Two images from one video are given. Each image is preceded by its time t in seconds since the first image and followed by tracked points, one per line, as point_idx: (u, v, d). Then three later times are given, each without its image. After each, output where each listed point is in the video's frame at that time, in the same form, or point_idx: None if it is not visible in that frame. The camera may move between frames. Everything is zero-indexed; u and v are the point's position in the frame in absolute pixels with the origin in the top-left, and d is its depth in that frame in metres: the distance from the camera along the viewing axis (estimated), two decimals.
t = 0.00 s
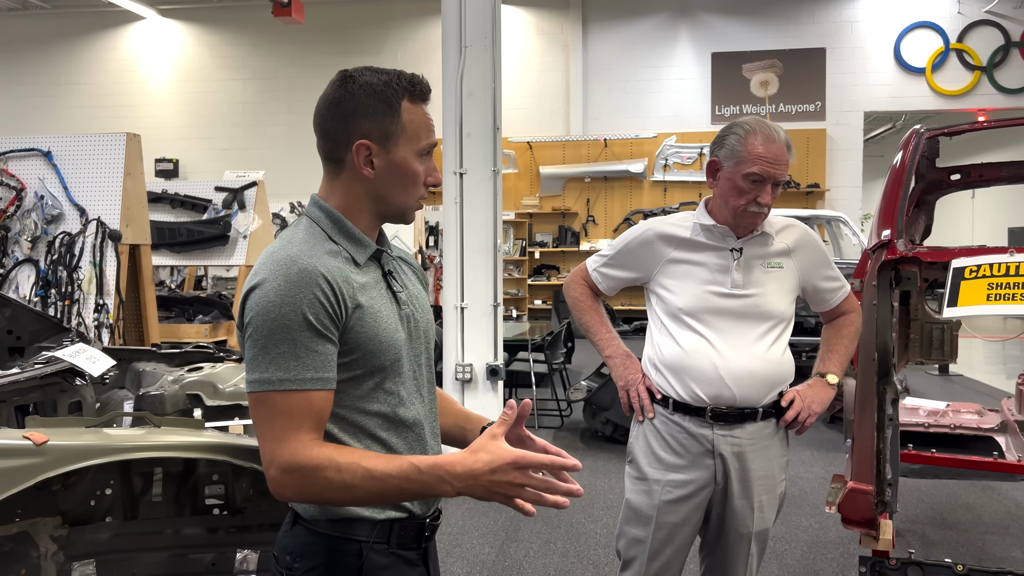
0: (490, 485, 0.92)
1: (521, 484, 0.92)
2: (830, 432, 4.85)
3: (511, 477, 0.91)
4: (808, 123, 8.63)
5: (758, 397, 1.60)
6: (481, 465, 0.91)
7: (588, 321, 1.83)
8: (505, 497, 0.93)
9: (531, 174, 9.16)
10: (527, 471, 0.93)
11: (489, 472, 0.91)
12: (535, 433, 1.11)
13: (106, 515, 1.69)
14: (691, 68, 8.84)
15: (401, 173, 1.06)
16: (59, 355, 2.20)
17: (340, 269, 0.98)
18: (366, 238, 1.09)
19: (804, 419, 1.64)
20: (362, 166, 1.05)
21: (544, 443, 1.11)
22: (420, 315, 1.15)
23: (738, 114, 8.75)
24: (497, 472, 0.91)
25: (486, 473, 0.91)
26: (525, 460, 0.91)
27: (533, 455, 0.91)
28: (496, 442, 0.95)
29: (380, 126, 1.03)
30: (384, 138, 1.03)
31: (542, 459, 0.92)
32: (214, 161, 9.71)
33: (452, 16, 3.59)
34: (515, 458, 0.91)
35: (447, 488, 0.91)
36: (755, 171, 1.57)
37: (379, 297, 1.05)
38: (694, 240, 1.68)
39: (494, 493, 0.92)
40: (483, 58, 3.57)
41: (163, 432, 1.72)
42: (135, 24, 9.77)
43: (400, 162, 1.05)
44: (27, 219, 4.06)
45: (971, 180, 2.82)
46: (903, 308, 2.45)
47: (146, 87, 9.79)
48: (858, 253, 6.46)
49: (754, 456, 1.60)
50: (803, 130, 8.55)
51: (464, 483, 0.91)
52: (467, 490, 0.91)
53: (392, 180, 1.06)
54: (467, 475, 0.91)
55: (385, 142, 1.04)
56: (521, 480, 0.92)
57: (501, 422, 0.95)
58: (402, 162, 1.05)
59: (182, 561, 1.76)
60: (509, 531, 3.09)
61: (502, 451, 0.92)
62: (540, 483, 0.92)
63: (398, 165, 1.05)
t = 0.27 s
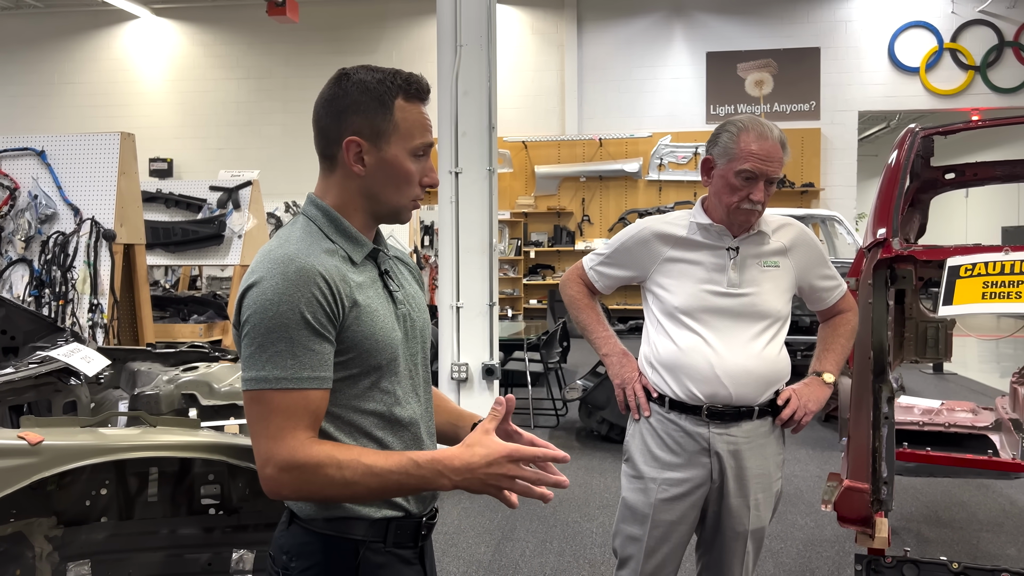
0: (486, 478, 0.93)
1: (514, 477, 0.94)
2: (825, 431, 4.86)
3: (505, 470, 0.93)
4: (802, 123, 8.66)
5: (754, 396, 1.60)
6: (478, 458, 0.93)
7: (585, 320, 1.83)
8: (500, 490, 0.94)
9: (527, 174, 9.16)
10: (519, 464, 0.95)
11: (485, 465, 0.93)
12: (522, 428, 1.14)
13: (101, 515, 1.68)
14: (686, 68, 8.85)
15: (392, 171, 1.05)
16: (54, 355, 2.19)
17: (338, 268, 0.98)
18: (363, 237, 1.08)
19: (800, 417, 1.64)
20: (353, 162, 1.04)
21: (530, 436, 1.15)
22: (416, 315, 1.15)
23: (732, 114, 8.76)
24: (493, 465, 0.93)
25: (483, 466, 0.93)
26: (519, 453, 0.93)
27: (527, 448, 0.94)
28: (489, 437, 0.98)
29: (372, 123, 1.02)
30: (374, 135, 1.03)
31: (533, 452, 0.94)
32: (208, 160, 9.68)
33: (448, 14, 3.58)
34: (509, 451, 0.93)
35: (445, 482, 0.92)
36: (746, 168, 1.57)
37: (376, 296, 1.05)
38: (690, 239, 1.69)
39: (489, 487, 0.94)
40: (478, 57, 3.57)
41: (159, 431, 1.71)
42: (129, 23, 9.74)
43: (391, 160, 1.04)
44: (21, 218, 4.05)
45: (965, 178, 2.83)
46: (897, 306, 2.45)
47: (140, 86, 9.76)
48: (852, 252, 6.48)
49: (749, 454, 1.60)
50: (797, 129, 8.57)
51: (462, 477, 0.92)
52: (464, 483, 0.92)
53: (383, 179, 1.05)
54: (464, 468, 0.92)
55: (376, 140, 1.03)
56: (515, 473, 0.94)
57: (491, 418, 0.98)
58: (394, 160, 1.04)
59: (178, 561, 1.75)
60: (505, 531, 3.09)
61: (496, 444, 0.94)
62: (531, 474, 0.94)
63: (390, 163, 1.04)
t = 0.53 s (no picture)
0: (481, 442, 0.91)
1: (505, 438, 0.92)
2: (821, 430, 4.87)
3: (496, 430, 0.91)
4: (798, 122, 8.67)
5: (752, 394, 1.60)
6: (471, 422, 0.91)
7: (583, 319, 1.83)
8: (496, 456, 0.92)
9: (523, 174, 9.15)
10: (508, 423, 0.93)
11: (478, 428, 0.91)
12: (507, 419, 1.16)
13: (98, 516, 1.67)
14: (682, 67, 8.85)
15: (378, 168, 1.04)
16: (50, 355, 2.18)
17: (339, 266, 0.98)
18: (362, 237, 1.08)
19: (798, 416, 1.64)
20: (337, 158, 1.05)
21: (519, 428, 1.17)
22: (417, 316, 1.15)
23: (728, 113, 8.77)
24: (485, 428, 0.91)
25: (478, 429, 0.91)
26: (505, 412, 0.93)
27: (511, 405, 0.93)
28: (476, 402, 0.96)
29: (353, 118, 1.02)
30: (357, 131, 1.02)
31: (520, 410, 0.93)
32: (204, 159, 9.65)
33: (444, 14, 3.57)
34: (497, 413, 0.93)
35: (442, 451, 0.89)
36: (735, 163, 1.60)
37: (376, 295, 1.05)
38: (687, 238, 1.69)
39: (484, 453, 0.91)
40: (474, 56, 3.57)
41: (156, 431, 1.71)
42: (124, 22, 9.71)
43: (374, 156, 1.03)
44: (16, 218, 4.03)
45: (961, 178, 2.84)
46: (894, 306, 2.46)
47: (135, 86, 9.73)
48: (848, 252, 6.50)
49: (748, 453, 1.60)
50: (793, 129, 8.59)
51: (457, 442, 0.90)
52: (461, 449, 0.90)
53: (369, 176, 1.05)
54: (458, 433, 0.90)
55: (358, 135, 1.02)
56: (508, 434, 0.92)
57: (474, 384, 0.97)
58: (378, 156, 1.03)
59: (176, 561, 1.75)
60: (503, 530, 3.08)
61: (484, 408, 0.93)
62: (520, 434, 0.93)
63: (374, 159, 1.03)
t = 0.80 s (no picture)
0: (479, 422, 0.83)
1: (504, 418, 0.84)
2: (818, 429, 4.88)
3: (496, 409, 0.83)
4: (795, 122, 8.69)
5: (750, 394, 1.61)
6: (468, 403, 0.84)
7: (581, 318, 1.83)
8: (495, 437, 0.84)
9: (520, 173, 9.13)
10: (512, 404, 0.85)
11: (474, 408, 0.83)
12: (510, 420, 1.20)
13: (96, 516, 1.67)
14: (679, 67, 8.86)
15: (384, 172, 1.04)
16: (48, 355, 2.17)
17: (332, 261, 0.98)
18: (360, 235, 1.09)
19: (795, 415, 1.65)
20: (343, 160, 1.04)
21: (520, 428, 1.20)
22: (415, 313, 1.15)
23: (725, 113, 8.78)
24: (483, 406, 0.83)
25: (472, 409, 0.83)
26: (506, 388, 0.85)
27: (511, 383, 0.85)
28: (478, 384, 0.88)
29: (363, 122, 1.02)
30: (366, 135, 1.02)
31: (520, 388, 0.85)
32: (201, 158, 9.64)
33: (442, 13, 3.57)
34: (494, 390, 0.85)
35: (434, 434, 0.84)
36: (718, 151, 1.66)
37: (372, 291, 1.05)
38: (686, 236, 1.69)
39: (481, 435, 0.84)
40: (472, 56, 3.56)
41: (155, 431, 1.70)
42: (121, 21, 9.69)
43: (380, 160, 1.03)
44: (12, 217, 4.01)
45: (958, 177, 2.84)
46: (891, 304, 2.46)
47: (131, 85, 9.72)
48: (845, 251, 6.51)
49: (746, 453, 1.60)
50: (790, 129, 8.60)
51: (450, 425, 0.83)
52: (454, 432, 0.83)
53: (374, 179, 1.04)
54: (452, 414, 0.83)
55: (366, 139, 1.02)
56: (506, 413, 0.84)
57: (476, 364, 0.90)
58: (384, 161, 1.03)
59: (174, 561, 1.74)
60: (501, 530, 3.08)
61: (479, 386, 0.86)
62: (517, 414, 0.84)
63: (380, 163, 1.03)
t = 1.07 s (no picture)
0: (461, 378, 0.84)
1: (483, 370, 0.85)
2: (816, 429, 4.89)
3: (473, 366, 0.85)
4: (792, 122, 8.70)
5: (748, 393, 1.61)
6: (448, 361, 0.85)
7: (580, 317, 1.83)
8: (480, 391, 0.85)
9: (518, 173, 9.16)
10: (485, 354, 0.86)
11: (455, 364, 0.84)
12: (520, 424, 1.22)
13: (95, 515, 1.68)
14: (677, 67, 8.87)
15: (387, 168, 1.04)
16: (46, 354, 2.17)
17: (330, 265, 0.98)
18: (362, 236, 1.08)
19: (794, 415, 1.65)
20: (345, 159, 1.04)
21: (528, 431, 1.23)
22: (417, 314, 1.15)
23: (723, 112, 8.78)
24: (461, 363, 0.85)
25: (455, 366, 0.84)
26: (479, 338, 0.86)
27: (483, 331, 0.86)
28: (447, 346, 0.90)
29: (363, 119, 1.02)
30: (366, 132, 1.02)
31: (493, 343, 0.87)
32: (198, 158, 9.63)
33: (439, 12, 3.56)
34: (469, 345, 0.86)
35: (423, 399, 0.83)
36: (713, 149, 1.67)
37: (372, 293, 1.04)
38: (685, 235, 1.69)
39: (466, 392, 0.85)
40: (470, 55, 3.56)
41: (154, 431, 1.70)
42: (117, 21, 9.67)
43: (384, 157, 1.03)
44: (9, 216, 4.00)
45: (956, 177, 2.84)
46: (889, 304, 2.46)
47: (128, 84, 9.70)
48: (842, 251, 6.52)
49: (744, 452, 1.61)
50: (787, 129, 8.61)
51: (437, 385, 0.83)
52: (444, 392, 0.83)
53: (378, 176, 1.04)
54: (436, 374, 0.84)
55: (369, 137, 1.02)
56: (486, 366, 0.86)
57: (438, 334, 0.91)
58: (388, 157, 1.03)
59: (173, 561, 1.74)
60: (499, 530, 3.08)
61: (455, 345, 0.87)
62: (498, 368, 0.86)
63: (384, 159, 1.03)
